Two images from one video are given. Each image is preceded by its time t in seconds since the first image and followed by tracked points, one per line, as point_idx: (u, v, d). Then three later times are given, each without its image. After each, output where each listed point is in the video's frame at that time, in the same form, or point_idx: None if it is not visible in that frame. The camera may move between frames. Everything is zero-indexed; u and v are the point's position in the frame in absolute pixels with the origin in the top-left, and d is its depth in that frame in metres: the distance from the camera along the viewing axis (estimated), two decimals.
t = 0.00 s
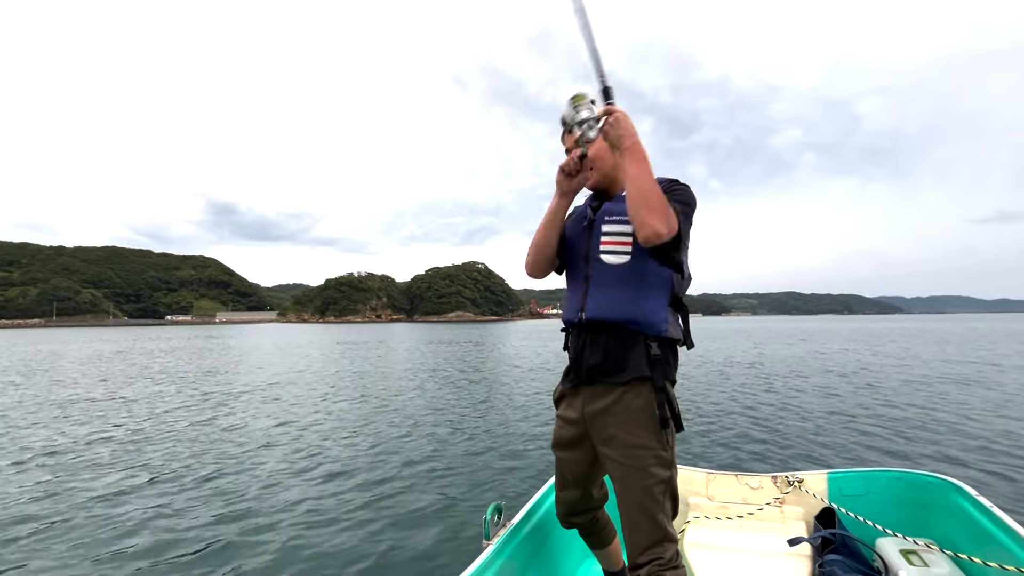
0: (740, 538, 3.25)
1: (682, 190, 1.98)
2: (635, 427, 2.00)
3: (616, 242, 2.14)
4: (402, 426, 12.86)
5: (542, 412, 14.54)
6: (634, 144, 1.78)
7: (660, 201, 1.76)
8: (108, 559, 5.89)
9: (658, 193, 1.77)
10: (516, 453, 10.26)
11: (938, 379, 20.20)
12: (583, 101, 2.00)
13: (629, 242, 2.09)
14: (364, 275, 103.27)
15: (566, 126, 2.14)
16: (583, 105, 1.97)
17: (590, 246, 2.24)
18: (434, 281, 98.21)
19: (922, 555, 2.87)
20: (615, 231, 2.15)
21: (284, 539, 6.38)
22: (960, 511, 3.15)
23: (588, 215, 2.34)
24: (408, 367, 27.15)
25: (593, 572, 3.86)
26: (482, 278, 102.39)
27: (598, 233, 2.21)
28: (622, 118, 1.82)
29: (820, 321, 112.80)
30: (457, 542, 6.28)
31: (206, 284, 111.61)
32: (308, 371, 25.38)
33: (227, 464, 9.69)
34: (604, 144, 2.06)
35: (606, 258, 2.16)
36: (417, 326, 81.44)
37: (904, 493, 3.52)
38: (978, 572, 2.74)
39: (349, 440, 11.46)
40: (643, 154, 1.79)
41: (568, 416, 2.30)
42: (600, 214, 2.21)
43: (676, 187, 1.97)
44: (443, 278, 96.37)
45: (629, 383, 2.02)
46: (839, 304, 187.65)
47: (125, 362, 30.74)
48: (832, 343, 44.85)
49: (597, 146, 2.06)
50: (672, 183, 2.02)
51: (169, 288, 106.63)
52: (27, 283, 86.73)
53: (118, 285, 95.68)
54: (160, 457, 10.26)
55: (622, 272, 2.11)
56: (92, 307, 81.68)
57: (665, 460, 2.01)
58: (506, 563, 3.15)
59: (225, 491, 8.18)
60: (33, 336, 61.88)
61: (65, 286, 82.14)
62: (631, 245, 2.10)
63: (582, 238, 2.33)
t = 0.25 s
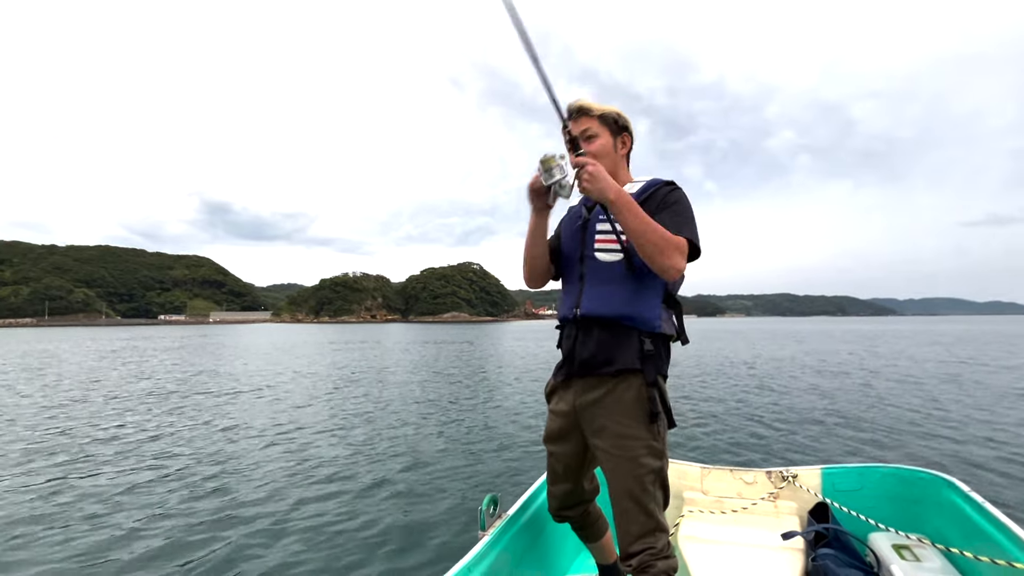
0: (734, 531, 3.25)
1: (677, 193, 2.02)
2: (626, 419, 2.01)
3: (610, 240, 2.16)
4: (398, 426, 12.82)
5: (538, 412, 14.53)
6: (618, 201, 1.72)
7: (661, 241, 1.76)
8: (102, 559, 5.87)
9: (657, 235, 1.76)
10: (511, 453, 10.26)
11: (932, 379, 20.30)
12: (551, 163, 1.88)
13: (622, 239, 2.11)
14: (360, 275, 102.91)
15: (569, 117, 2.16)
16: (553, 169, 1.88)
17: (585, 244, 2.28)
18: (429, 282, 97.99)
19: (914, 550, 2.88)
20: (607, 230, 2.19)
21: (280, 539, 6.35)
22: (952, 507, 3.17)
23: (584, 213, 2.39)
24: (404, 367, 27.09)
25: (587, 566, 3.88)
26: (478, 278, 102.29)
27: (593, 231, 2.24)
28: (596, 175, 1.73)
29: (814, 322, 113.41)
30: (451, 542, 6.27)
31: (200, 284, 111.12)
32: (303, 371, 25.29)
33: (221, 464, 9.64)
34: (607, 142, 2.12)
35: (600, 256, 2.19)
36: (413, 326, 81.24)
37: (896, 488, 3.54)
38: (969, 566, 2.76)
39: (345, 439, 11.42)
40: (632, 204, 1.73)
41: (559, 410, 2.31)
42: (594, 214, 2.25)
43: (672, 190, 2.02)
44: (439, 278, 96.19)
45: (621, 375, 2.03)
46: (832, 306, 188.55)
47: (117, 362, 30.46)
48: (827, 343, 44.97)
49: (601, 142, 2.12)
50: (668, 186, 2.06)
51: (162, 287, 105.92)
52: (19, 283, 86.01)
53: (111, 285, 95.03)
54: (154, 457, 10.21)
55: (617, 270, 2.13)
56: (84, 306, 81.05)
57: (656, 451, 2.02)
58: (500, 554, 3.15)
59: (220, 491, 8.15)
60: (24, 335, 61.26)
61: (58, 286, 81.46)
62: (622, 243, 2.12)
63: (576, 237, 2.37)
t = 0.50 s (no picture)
0: (718, 527, 3.29)
1: (668, 201, 2.04)
2: (619, 415, 2.04)
3: (599, 243, 2.13)
4: (387, 426, 12.79)
5: (527, 412, 14.56)
6: (604, 274, 1.83)
7: (657, 281, 1.83)
8: (88, 560, 5.83)
9: (652, 279, 1.82)
10: (500, 453, 10.25)
11: (917, 378, 20.53)
12: (532, 273, 2.04)
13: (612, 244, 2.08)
14: (350, 274, 102.40)
15: (592, 102, 2.17)
16: (536, 277, 2.05)
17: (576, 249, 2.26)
18: (420, 281, 97.64)
19: (894, 545, 2.93)
20: (597, 235, 2.14)
21: (268, 539, 6.34)
22: (931, 503, 3.23)
23: (573, 218, 2.40)
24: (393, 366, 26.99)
25: (573, 562, 3.91)
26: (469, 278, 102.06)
27: (582, 236, 2.22)
28: (573, 262, 1.82)
29: (802, 322, 114.31)
30: (440, 542, 6.27)
31: (188, 283, 109.98)
32: (291, 370, 25.13)
33: (209, 464, 9.59)
34: (622, 141, 2.22)
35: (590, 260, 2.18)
36: (403, 326, 80.93)
37: (878, 485, 3.60)
38: (947, 560, 2.82)
39: (334, 439, 11.39)
40: (617, 268, 1.83)
41: (551, 407, 2.33)
42: (584, 217, 2.24)
43: (661, 195, 2.06)
44: (430, 278, 95.84)
45: (615, 373, 2.05)
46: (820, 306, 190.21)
47: (103, 361, 30.12)
48: (815, 344, 45.36)
49: (618, 138, 2.20)
50: (659, 191, 2.08)
51: (149, 286, 104.86)
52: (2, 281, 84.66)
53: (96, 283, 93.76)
54: (141, 457, 10.13)
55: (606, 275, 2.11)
56: (68, 305, 79.87)
57: (646, 448, 2.05)
58: (486, 551, 3.18)
59: (208, 491, 8.11)
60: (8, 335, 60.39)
61: (42, 284, 80.21)
62: (613, 247, 2.10)
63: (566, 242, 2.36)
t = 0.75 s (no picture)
0: (711, 528, 3.32)
1: (667, 201, 2.05)
2: (617, 416, 2.05)
3: (597, 247, 2.17)
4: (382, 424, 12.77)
5: (522, 411, 14.57)
6: (609, 311, 1.92)
7: (663, 301, 1.88)
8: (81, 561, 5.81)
9: (658, 300, 1.88)
10: (494, 452, 10.26)
11: (910, 377, 20.64)
12: (541, 334, 2.19)
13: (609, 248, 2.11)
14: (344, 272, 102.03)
15: (588, 99, 2.17)
16: (545, 337, 2.19)
17: (573, 250, 2.29)
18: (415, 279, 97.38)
19: (884, 546, 2.96)
20: (594, 238, 2.18)
21: (261, 538, 6.34)
22: (922, 504, 3.26)
23: (570, 218, 2.41)
24: (388, 364, 26.93)
25: (567, 561, 3.94)
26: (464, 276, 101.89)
27: (580, 237, 2.24)
28: (579, 309, 1.95)
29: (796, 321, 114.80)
30: (433, 542, 6.28)
31: (181, 280, 109.31)
32: (285, 368, 25.04)
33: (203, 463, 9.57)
34: (620, 139, 2.21)
35: (588, 261, 2.20)
36: (398, 324, 80.71)
37: (869, 486, 3.63)
38: (936, 562, 2.85)
39: (328, 438, 11.38)
40: (622, 303, 1.90)
41: (549, 407, 2.34)
42: (581, 218, 2.25)
43: (660, 196, 2.06)
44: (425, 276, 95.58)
45: (613, 375, 2.06)
46: (813, 305, 191.06)
47: (95, 358, 29.92)
48: (809, 342, 45.54)
49: (616, 136, 2.19)
50: (657, 192, 2.09)
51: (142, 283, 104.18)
52: None
53: (88, 280, 93.01)
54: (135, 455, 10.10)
55: (604, 277, 2.14)
56: (60, 302, 79.20)
57: (643, 449, 2.06)
58: (481, 549, 3.18)
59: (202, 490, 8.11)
60: None
61: (33, 281, 79.48)
62: (611, 250, 2.13)
63: (564, 242, 2.39)
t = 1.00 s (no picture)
0: (707, 530, 3.32)
1: (668, 202, 2.05)
2: (614, 420, 2.04)
3: (596, 247, 2.17)
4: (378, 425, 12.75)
5: (519, 412, 14.56)
6: (616, 321, 1.93)
7: (667, 307, 1.90)
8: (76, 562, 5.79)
9: (662, 307, 1.90)
10: (490, 453, 10.25)
11: (905, 377, 20.71)
12: (545, 342, 2.10)
13: (608, 248, 2.11)
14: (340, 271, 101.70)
15: (574, 106, 2.14)
16: (550, 345, 2.10)
17: (572, 251, 2.29)
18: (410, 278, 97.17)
19: (880, 549, 2.97)
20: (593, 238, 2.18)
21: (257, 539, 6.32)
22: (917, 507, 3.27)
23: (569, 218, 2.40)
24: (384, 364, 26.87)
25: (563, 562, 3.93)
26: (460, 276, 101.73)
27: (578, 238, 2.24)
28: (586, 318, 1.93)
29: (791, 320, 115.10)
30: (430, 543, 6.27)
31: (175, 279, 108.76)
32: (281, 368, 24.97)
33: (198, 463, 9.53)
34: (612, 142, 2.17)
35: (587, 262, 2.20)
36: (393, 323, 80.51)
37: (865, 489, 3.64)
38: (931, 564, 2.86)
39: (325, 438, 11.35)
40: (628, 312, 1.91)
41: (548, 409, 2.34)
42: (580, 219, 2.25)
43: (662, 197, 2.06)
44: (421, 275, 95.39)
45: (610, 378, 2.06)
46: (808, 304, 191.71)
47: (88, 358, 29.71)
48: (805, 342, 45.67)
49: (606, 141, 2.16)
50: (658, 192, 2.09)
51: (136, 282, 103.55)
52: None
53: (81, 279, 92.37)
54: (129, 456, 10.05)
55: (604, 277, 2.14)
56: (53, 301, 78.59)
57: (641, 453, 2.05)
58: (476, 550, 3.17)
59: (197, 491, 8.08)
60: None
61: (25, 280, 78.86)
62: (610, 250, 2.13)
63: (563, 242, 2.38)
